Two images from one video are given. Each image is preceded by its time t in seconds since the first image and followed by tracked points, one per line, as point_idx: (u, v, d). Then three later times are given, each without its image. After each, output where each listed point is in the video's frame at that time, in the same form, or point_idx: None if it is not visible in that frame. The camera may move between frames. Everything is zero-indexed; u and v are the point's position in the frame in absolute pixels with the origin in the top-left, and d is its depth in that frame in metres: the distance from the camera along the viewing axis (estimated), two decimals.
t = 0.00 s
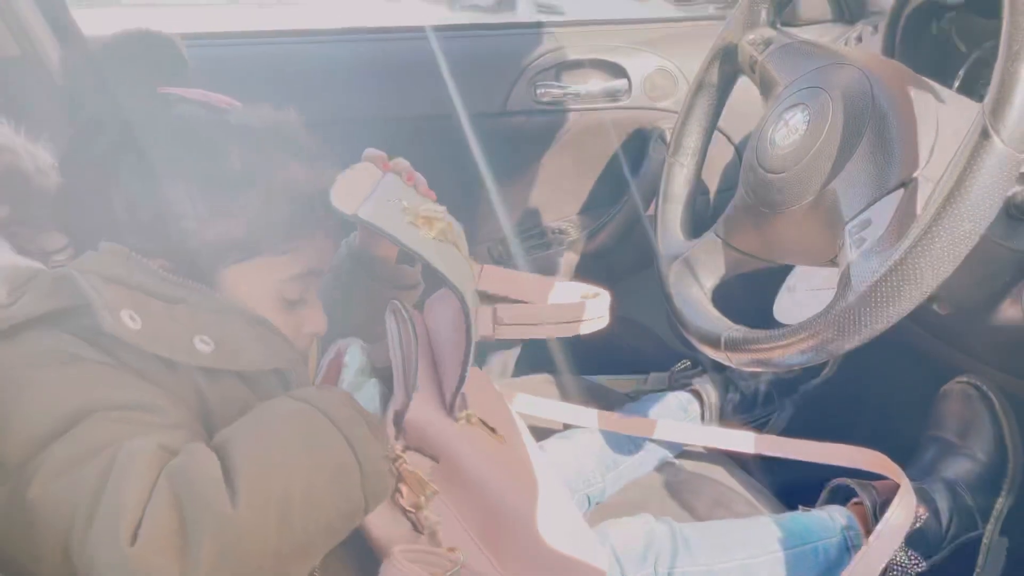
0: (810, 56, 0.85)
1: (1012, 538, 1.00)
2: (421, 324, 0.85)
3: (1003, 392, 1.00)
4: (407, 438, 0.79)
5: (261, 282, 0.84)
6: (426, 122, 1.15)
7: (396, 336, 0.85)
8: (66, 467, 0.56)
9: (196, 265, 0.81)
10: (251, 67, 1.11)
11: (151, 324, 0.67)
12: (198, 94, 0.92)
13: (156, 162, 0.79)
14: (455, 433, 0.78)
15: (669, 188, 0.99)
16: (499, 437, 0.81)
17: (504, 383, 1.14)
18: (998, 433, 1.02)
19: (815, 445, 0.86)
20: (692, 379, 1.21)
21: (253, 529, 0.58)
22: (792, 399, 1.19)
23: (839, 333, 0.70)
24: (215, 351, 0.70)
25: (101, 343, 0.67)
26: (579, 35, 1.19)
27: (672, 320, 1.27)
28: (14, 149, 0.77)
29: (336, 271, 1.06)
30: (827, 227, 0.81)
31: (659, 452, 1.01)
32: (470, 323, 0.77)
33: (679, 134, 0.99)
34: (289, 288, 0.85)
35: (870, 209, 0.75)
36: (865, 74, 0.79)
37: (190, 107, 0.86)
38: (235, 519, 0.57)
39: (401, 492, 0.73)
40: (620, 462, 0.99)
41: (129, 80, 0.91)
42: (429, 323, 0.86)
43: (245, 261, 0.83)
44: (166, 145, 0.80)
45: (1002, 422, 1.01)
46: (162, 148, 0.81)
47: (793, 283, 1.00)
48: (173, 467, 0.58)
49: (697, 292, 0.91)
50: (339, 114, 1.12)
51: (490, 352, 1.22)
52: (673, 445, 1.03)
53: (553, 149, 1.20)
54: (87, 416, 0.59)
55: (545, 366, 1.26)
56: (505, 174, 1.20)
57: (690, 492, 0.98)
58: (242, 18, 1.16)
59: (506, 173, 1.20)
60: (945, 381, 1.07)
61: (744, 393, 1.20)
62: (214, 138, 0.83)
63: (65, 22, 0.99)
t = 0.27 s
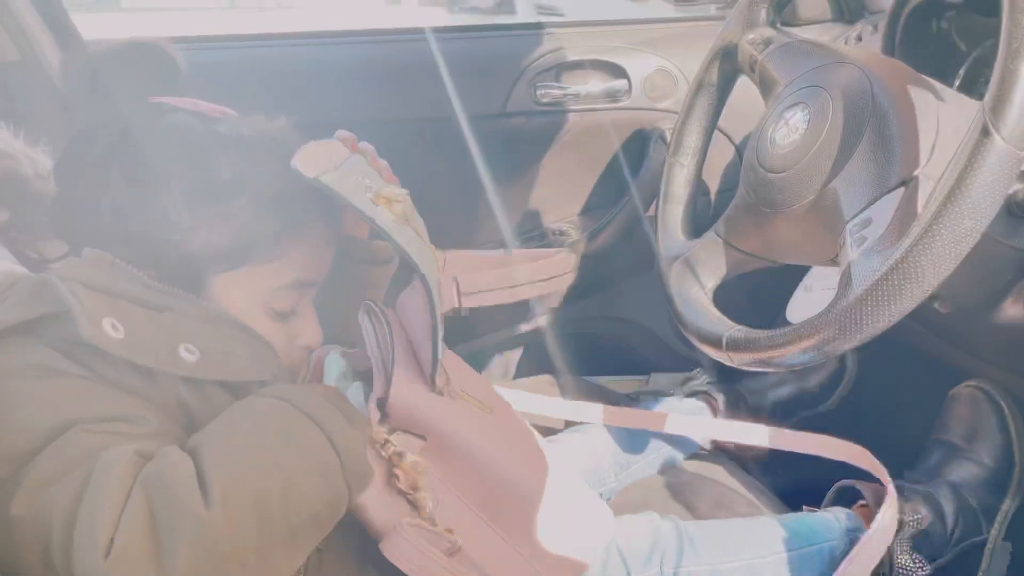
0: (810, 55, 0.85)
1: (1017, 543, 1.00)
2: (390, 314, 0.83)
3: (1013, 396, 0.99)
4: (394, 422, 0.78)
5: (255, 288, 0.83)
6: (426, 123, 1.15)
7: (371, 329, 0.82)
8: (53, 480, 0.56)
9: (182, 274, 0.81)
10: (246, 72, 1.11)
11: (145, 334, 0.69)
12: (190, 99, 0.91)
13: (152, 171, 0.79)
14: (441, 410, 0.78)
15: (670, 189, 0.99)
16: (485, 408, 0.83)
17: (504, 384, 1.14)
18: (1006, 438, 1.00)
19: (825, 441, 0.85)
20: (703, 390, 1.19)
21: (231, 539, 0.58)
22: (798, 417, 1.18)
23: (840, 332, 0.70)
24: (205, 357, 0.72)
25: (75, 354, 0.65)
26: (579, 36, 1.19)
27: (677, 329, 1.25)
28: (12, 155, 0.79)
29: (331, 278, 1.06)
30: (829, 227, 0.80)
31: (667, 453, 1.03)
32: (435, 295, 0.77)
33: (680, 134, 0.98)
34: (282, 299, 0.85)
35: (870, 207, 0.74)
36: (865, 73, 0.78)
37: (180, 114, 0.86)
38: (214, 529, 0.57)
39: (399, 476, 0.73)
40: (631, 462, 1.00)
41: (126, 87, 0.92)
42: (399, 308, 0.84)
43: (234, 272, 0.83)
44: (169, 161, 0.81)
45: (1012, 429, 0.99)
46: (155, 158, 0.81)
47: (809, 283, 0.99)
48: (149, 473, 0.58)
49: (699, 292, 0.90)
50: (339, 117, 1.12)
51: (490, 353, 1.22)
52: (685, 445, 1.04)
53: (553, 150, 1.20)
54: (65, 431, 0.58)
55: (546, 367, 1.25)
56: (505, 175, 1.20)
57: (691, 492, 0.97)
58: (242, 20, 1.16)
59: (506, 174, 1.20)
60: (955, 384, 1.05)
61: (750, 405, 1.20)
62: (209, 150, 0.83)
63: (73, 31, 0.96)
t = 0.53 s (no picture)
0: (810, 51, 0.85)
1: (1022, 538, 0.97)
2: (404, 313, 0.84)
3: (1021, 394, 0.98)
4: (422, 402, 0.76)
5: (264, 294, 0.80)
6: (425, 122, 1.15)
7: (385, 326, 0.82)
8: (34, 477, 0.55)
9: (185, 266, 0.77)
10: (246, 70, 1.10)
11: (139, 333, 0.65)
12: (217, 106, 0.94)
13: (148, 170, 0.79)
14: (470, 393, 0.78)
15: (671, 187, 0.98)
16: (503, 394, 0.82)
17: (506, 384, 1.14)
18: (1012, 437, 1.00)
19: (831, 440, 0.84)
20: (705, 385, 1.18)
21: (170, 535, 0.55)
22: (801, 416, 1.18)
23: (842, 329, 0.69)
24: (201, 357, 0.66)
25: (67, 354, 0.63)
26: (579, 34, 1.18)
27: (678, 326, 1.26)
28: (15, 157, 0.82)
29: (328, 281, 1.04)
30: (829, 224, 0.80)
31: (669, 452, 1.01)
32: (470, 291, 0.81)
33: (680, 131, 0.98)
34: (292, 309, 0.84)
35: (872, 203, 0.74)
36: (865, 68, 0.78)
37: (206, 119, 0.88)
38: (142, 522, 0.54)
39: (428, 457, 0.73)
40: (632, 462, 0.99)
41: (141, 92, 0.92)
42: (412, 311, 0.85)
43: (237, 276, 0.79)
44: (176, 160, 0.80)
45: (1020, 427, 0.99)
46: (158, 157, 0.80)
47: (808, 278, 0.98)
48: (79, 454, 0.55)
49: (701, 290, 0.90)
50: (338, 116, 1.12)
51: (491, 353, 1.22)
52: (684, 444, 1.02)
53: (554, 148, 1.20)
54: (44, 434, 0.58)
55: (548, 367, 1.25)
56: (505, 175, 1.20)
57: (694, 491, 0.97)
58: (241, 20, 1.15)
59: (506, 174, 1.20)
60: (961, 381, 1.05)
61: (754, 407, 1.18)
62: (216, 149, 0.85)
63: (72, 32, 1.03)
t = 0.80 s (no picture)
0: (810, 46, 0.84)
1: None
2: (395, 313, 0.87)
3: None
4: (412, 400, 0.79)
5: (264, 293, 0.83)
6: (426, 121, 1.15)
7: (376, 326, 0.85)
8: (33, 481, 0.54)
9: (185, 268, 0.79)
10: (249, 68, 1.09)
11: (140, 333, 0.65)
12: (230, 109, 0.92)
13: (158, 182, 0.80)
14: (459, 391, 0.80)
15: (671, 183, 0.98)
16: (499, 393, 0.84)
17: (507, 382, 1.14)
18: (1015, 432, 1.00)
19: (834, 437, 0.84)
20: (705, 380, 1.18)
21: (179, 540, 0.54)
22: (803, 413, 1.17)
23: (843, 326, 0.69)
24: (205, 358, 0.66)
25: (71, 355, 0.62)
26: (579, 31, 1.18)
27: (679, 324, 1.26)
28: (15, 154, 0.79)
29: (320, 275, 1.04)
30: (830, 220, 0.80)
31: (671, 450, 1.01)
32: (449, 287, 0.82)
33: (680, 128, 0.98)
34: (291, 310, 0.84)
35: (872, 198, 0.74)
36: (866, 64, 0.78)
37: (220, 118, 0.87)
38: (154, 525, 0.53)
39: (421, 456, 0.74)
40: (636, 460, 0.98)
41: (145, 95, 0.90)
42: (403, 310, 0.88)
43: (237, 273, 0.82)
44: (175, 165, 0.82)
45: None
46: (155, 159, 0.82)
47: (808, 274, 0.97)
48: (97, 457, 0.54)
49: (703, 288, 0.89)
50: (338, 115, 1.12)
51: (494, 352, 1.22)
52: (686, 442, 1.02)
53: (554, 146, 1.20)
54: (42, 437, 0.57)
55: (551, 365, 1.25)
56: (506, 173, 1.20)
57: (697, 489, 0.97)
58: (241, 19, 1.15)
59: (507, 172, 1.20)
60: (963, 377, 1.04)
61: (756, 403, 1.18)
62: (227, 147, 0.85)
63: (71, 31, 1.03)
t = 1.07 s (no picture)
0: (808, 44, 0.84)
1: None
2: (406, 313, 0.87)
3: None
4: (419, 401, 0.80)
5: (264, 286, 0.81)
6: (425, 120, 1.15)
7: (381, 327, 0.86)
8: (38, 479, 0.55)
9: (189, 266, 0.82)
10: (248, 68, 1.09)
11: (140, 333, 0.65)
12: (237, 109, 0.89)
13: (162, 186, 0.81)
14: (467, 392, 0.81)
15: (670, 181, 0.98)
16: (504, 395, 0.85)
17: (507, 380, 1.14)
18: (1015, 430, 1.01)
19: (833, 433, 0.85)
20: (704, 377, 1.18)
21: (194, 543, 0.53)
22: (801, 409, 1.18)
23: (841, 322, 0.70)
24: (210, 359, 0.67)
25: (74, 356, 0.62)
26: (578, 30, 1.19)
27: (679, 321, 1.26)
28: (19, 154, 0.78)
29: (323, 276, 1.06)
30: (828, 217, 0.80)
31: (671, 447, 1.01)
32: (453, 286, 0.80)
33: (680, 125, 0.98)
34: (291, 305, 0.82)
35: (871, 195, 0.74)
36: (864, 61, 0.78)
37: (227, 118, 0.83)
38: (171, 524, 0.52)
39: (425, 455, 0.74)
40: (638, 457, 0.98)
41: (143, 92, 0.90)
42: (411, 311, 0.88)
43: (235, 269, 0.81)
44: (178, 165, 0.83)
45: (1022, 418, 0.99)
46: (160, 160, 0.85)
47: (811, 271, 0.97)
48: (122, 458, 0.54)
49: (704, 286, 0.90)
50: (338, 114, 1.12)
51: (493, 351, 1.22)
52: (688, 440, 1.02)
53: (554, 144, 1.20)
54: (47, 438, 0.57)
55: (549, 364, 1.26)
56: (506, 171, 1.20)
57: (697, 486, 0.97)
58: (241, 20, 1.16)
59: (507, 170, 1.20)
60: (962, 372, 1.04)
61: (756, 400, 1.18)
62: (228, 146, 0.82)
63: (72, 32, 1.04)
